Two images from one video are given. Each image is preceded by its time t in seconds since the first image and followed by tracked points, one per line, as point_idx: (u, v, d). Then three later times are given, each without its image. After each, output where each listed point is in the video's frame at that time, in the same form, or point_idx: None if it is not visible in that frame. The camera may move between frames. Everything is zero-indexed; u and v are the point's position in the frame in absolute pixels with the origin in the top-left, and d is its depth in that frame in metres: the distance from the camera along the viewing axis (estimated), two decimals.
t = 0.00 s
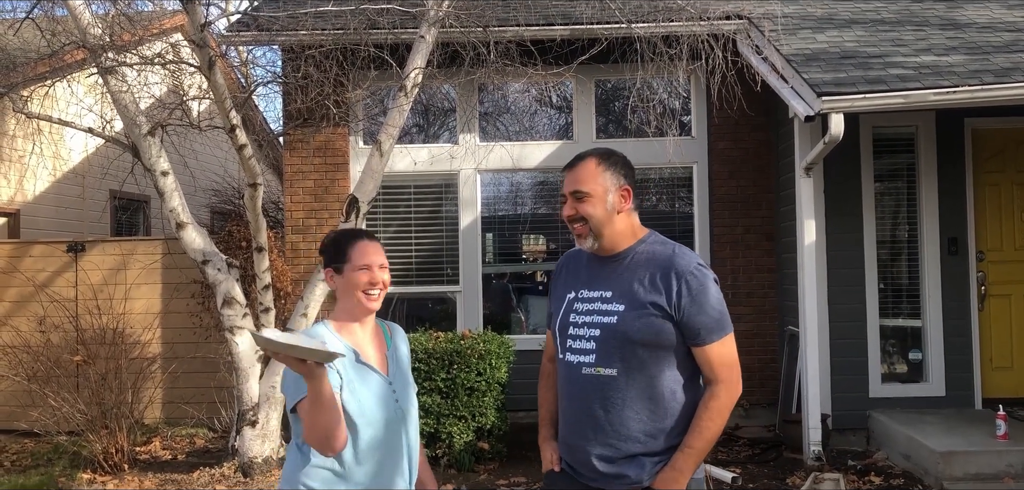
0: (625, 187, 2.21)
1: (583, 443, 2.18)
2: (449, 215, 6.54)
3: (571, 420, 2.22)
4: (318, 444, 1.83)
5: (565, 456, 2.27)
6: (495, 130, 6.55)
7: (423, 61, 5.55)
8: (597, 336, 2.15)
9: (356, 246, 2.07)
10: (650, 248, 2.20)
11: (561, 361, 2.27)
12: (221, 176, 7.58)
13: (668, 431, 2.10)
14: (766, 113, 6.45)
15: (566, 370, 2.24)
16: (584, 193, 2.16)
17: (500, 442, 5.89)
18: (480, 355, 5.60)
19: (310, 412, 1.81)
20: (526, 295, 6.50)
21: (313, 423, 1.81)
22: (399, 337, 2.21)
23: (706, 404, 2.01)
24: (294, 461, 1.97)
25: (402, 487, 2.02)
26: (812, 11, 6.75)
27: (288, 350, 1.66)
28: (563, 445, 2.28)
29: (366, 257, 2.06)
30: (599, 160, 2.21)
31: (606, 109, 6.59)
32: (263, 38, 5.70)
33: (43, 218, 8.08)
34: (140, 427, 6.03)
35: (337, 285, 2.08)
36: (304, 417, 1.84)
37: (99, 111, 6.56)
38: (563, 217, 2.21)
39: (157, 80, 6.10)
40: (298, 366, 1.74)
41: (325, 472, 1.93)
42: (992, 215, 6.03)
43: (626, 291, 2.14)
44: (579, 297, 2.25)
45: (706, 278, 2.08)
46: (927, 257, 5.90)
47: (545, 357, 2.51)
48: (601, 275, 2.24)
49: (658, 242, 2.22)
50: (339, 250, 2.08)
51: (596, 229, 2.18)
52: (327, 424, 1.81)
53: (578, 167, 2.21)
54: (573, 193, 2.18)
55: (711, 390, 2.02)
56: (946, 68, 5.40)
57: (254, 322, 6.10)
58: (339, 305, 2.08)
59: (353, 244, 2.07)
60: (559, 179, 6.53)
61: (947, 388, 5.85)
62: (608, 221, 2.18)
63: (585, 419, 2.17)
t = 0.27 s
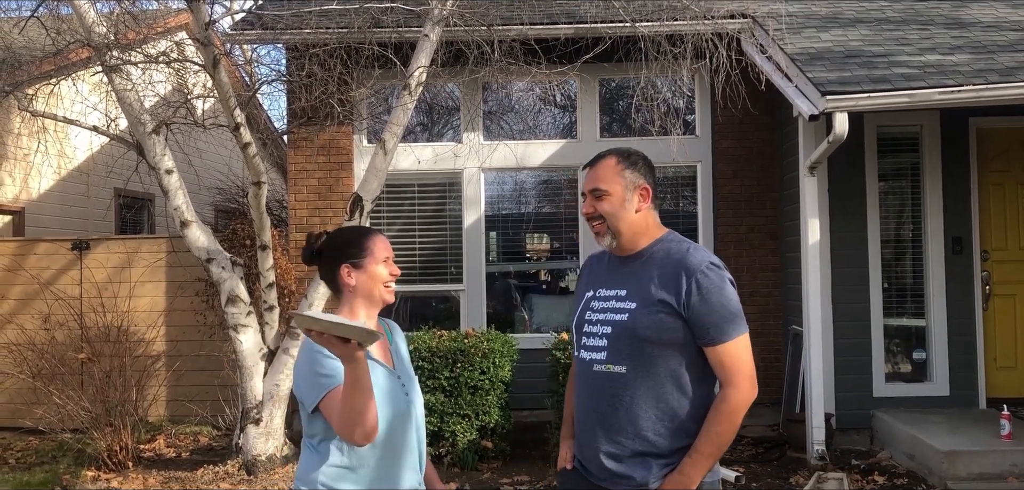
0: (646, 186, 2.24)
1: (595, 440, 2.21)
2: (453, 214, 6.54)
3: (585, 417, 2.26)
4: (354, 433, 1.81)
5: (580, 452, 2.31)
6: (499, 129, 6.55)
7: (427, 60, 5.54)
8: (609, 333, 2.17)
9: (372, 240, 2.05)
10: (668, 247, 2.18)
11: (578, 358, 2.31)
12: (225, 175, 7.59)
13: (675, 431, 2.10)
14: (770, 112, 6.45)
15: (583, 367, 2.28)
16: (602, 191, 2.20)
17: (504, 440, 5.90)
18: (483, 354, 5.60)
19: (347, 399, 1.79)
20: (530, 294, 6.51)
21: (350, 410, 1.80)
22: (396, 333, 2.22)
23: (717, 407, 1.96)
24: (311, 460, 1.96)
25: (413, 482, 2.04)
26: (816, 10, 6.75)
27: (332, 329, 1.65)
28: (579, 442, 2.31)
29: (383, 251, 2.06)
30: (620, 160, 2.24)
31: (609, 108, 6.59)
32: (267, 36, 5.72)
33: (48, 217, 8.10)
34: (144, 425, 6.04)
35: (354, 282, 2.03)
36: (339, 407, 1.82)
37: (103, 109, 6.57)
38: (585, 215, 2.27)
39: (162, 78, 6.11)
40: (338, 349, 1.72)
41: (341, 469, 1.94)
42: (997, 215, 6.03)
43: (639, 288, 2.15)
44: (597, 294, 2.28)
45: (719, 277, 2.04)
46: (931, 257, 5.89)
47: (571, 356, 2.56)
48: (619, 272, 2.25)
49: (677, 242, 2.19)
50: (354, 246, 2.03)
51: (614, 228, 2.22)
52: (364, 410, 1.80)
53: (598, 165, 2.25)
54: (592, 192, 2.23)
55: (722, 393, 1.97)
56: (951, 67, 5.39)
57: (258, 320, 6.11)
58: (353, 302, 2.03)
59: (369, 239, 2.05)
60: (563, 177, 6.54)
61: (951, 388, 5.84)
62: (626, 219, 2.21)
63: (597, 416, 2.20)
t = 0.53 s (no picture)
0: (663, 188, 2.25)
1: (602, 441, 2.22)
2: (455, 215, 6.54)
3: (593, 418, 2.27)
4: (372, 434, 1.82)
5: (588, 452, 2.32)
6: (501, 130, 6.55)
7: (430, 61, 5.55)
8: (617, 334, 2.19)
9: (375, 242, 2.06)
10: (681, 249, 2.18)
11: (588, 358, 2.33)
12: (228, 175, 7.60)
13: (680, 434, 2.10)
14: (772, 114, 6.45)
15: (592, 367, 2.30)
16: (621, 191, 2.21)
17: (506, 442, 5.90)
18: (485, 355, 5.59)
19: (365, 401, 1.80)
20: (532, 295, 6.51)
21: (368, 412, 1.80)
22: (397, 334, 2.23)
23: (723, 411, 1.96)
24: (321, 464, 1.97)
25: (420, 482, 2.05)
26: (819, 12, 6.75)
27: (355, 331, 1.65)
28: (588, 442, 2.32)
29: (387, 252, 2.07)
30: (639, 161, 2.24)
31: (612, 110, 6.59)
32: (271, 37, 5.73)
33: (51, 217, 8.10)
34: (146, 425, 6.04)
35: (359, 283, 2.02)
36: (356, 410, 1.82)
37: (106, 110, 6.58)
38: (603, 215, 2.28)
39: (165, 79, 6.12)
40: (360, 350, 1.73)
41: (351, 472, 1.94)
42: (999, 218, 6.04)
43: (648, 290, 2.15)
44: (608, 295, 2.29)
45: (727, 281, 2.04)
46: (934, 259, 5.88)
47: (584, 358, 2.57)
48: (631, 274, 2.26)
49: (691, 245, 2.19)
50: (357, 247, 2.03)
51: (631, 228, 2.22)
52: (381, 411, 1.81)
53: (617, 166, 2.26)
54: (611, 192, 2.23)
55: (728, 397, 1.96)
56: (954, 70, 5.39)
57: (261, 321, 6.12)
58: (359, 303, 2.03)
59: (372, 240, 2.05)
60: (565, 179, 6.55)
61: (954, 390, 5.84)
62: (645, 221, 2.21)
63: (604, 416, 2.22)
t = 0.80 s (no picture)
0: (667, 192, 2.25)
1: (605, 444, 2.23)
2: (457, 219, 6.54)
3: (596, 421, 2.27)
4: (376, 436, 1.81)
5: (590, 455, 2.32)
6: (504, 134, 6.56)
7: (433, 64, 5.56)
8: (622, 338, 2.19)
9: (365, 246, 2.06)
10: (684, 255, 2.18)
11: (592, 361, 2.33)
12: (230, 178, 7.61)
13: (683, 438, 2.10)
14: (775, 118, 6.45)
15: (595, 370, 2.30)
16: (625, 195, 2.21)
17: (507, 445, 5.89)
18: (487, 358, 5.59)
19: (369, 403, 1.80)
20: (534, 298, 6.51)
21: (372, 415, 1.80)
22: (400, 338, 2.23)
23: (728, 416, 1.96)
24: (326, 467, 1.97)
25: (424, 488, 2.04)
26: (822, 17, 6.75)
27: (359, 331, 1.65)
28: (591, 445, 2.32)
29: (379, 254, 2.07)
30: (643, 165, 2.24)
31: (614, 114, 6.59)
32: (274, 40, 5.75)
33: (54, 219, 8.11)
34: (148, 427, 6.04)
35: (355, 288, 2.03)
36: (360, 412, 1.82)
37: (109, 112, 6.59)
38: (607, 219, 2.28)
39: (168, 82, 6.13)
40: (364, 351, 1.73)
41: (355, 475, 1.94)
42: (1001, 223, 6.03)
43: (653, 294, 2.16)
44: (612, 299, 2.30)
45: (733, 286, 2.04)
46: (936, 264, 5.88)
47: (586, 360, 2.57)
48: (635, 278, 2.27)
49: (696, 250, 2.19)
50: (348, 255, 2.04)
51: (635, 233, 2.22)
52: (385, 413, 1.80)
53: (621, 169, 2.26)
54: (615, 196, 2.24)
55: (733, 402, 1.97)
56: (957, 75, 5.39)
57: (262, 324, 6.12)
58: (357, 308, 2.02)
59: (364, 246, 2.06)
60: (567, 182, 6.56)
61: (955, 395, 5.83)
62: (649, 225, 2.22)
63: (607, 419, 2.22)
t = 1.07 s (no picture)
0: (669, 195, 2.25)
1: (603, 447, 2.22)
2: (459, 221, 6.54)
3: (596, 423, 2.27)
4: (381, 437, 1.80)
5: (590, 458, 2.31)
6: (505, 137, 6.56)
7: (435, 67, 5.56)
8: (622, 341, 2.19)
9: (358, 251, 2.06)
10: (684, 257, 2.18)
11: (592, 364, 2.33)
12: (232, 180, 7.61)
13: (682, 440, 2.09)
14: (777, 122, 6.45)
15: (595, 373, 2.29)
16: (627, 197, 2.22)
17: (508, 448, 5.89)
18: (488, 361, 5.59)
19: (375, 403, 1.79)
20: (535, 301, 6.51)
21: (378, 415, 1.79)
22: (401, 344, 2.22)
23: (727, 419, 1.95)
24: (327, 470, 1.96)
25: None
26: (823, 20, 6.75)
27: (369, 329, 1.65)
28: (590, 447, 2.31)
29: (373, 258, 2.07)
30: (645, 167, 2.24)
31: (616, 117, 6.58)
32: (276, 43, 5.76)
33: (56, 221, 8.12)
34: (149, 430, 6.04)
35: (353, 294, 2.02)
36: (366, 413, 1.81)
37: (111, 114, 6.59)
38: (609, 220, 2.28)
39: (171, 84, 6.14)
40: (372, 349, 1.72)
41: (357, 479, 1.94)
42: (1003, 227, 6.03)
43: (653, 297, 2.16)
44: (612, 301, 2.30)
45: (732, 289, 2.04)
46: (938, 267, 5.88)
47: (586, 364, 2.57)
48: (635, 281, 2.27)
49: (696, 253, 2.19)
50: (343, 262, 2.04)
51: (637, 235, 2.21)
52: (391, 414, 1.80)
53: (623, 171, 2.26)
54: (617, 198, 2.24)
55: (733, 405, 1.96)
56: (959, 79, 5.39)
57: (264, 326, 6.12)
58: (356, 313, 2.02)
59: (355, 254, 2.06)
60: (568, 185, 6.56)
61: (957, 399, 5.82)
62: (650, 227, 2.21)
63: (606, 422, 2.22)
